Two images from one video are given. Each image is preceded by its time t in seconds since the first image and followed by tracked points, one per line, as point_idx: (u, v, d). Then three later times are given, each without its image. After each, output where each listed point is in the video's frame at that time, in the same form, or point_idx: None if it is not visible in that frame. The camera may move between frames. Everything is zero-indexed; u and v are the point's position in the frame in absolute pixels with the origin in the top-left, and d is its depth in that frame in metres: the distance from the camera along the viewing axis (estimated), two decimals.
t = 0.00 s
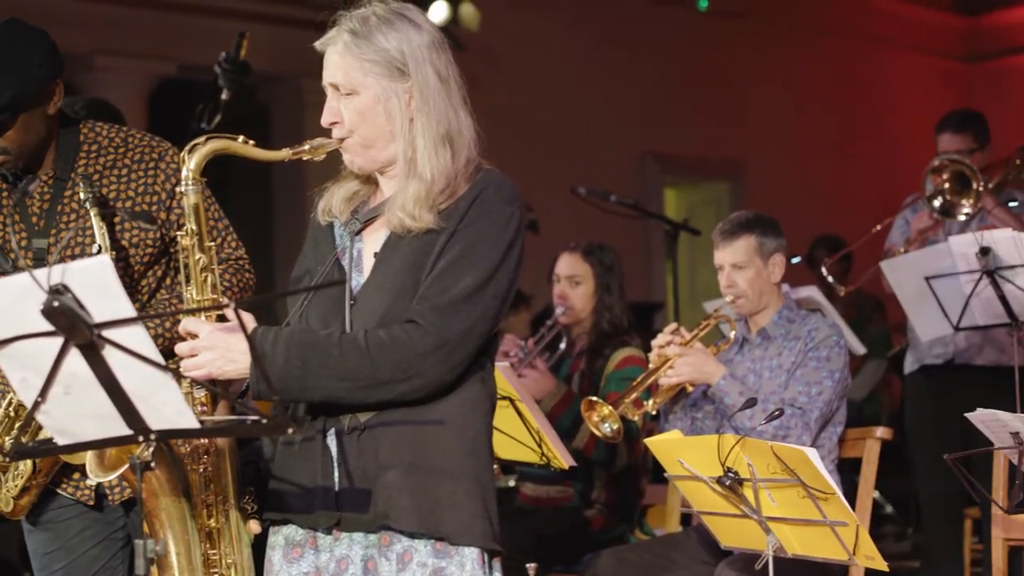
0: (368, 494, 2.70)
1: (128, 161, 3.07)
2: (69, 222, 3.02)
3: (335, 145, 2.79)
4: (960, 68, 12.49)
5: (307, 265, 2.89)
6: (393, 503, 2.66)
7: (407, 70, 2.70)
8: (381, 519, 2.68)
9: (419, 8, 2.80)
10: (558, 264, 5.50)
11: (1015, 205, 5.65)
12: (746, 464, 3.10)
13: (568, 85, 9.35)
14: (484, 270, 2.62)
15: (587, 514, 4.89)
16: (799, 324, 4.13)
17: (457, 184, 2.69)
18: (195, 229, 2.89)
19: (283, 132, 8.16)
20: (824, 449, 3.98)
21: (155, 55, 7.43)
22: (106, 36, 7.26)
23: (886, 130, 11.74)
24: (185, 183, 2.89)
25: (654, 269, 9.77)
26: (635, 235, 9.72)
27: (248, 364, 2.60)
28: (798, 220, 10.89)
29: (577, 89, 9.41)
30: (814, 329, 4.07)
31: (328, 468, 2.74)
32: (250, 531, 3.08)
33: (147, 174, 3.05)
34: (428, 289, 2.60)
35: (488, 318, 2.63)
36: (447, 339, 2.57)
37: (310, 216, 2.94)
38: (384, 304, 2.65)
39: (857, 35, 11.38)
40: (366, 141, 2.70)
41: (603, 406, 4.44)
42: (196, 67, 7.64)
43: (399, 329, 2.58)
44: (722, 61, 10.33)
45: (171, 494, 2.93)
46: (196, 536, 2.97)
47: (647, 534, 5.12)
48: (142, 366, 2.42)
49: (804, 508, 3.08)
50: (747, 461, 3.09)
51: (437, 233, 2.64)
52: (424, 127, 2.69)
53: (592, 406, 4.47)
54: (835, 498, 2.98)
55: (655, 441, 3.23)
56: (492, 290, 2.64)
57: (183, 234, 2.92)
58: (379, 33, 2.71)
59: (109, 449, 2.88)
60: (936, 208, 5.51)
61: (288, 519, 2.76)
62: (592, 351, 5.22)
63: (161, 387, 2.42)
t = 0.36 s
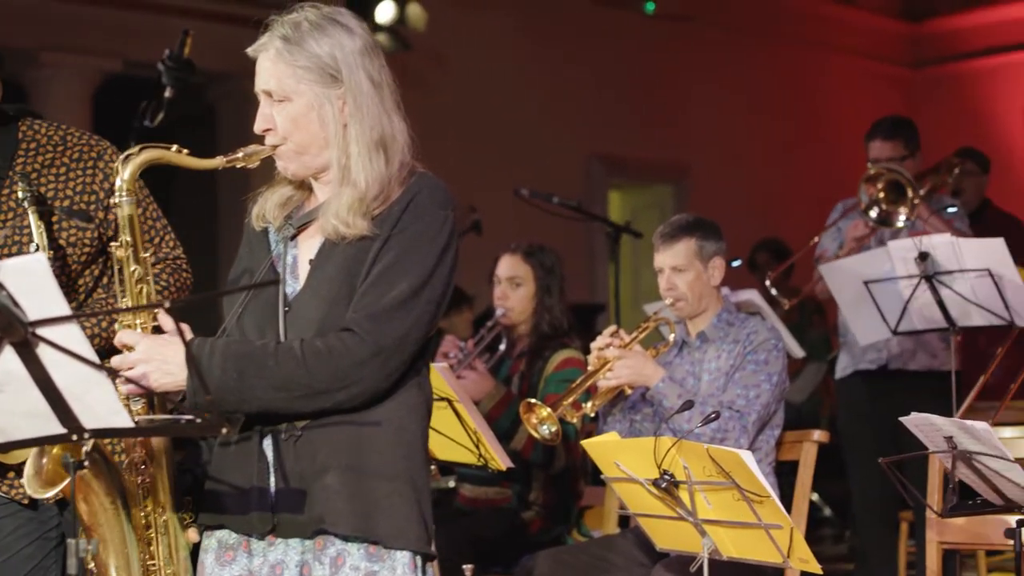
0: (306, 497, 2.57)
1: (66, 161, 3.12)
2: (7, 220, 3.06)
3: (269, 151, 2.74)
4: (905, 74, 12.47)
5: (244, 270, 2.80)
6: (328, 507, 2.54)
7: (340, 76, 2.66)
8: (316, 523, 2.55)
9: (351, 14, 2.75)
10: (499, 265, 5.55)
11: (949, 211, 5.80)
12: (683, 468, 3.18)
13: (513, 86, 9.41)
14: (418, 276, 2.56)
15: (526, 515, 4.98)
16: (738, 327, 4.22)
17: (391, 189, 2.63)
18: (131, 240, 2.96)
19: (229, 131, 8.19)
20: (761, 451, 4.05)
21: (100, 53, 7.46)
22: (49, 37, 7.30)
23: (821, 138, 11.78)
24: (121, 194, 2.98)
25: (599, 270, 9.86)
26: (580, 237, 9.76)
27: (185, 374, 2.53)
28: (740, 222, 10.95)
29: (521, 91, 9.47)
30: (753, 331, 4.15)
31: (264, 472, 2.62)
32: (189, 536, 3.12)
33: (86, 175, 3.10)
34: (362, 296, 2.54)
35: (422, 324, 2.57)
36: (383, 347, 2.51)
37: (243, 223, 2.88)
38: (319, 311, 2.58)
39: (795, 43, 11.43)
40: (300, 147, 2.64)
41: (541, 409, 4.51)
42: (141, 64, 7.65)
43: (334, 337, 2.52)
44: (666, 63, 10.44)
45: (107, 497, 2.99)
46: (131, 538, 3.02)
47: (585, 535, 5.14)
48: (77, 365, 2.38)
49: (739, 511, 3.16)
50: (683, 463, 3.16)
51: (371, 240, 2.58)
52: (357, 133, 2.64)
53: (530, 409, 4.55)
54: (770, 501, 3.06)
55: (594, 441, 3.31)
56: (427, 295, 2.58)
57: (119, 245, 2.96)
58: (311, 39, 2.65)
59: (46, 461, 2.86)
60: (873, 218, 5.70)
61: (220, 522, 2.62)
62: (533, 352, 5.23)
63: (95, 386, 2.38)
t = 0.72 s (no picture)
0: (235, 497, 2.51)
1: None
2: None
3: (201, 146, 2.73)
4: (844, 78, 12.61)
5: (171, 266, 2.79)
6: (251, 504, 2.49)
7: (273, 75, 2.64)
8: (242, 521, 2.50)
9: (287, 14, 2.74)
10: (436, 268, 5.65)
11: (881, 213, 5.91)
12: (617, 469, 3.57)
13: (451, 90, 9.50)
14: (339, 269, 2.55)
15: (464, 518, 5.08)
16: (674, 329, 4.44)
17: (317, 185, 2.63)
18: (56, 229, 3.07)
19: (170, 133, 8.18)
20: (698, 452, 4.32)
21: (40, 55, 7.43)
22: None
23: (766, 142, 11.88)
24: (47, 183, 3.07)
25: (540, 272, 10.01)
26: (520, 238, 9.94)
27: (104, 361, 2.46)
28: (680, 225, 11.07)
29: (460, 93, 9.57)
30: (689, 334, 4.38)
31: (186, 472, 2.56)
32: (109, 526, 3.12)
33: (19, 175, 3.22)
34: (283, 288, 2.52)
35: (343, 319, 2.55)
36: (301, 337, 2.49)
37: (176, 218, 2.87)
38: (241, 306, 2.56)
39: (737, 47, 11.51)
40: (229, 145, 2.62)
41: (478, 410, 4.61)
42: (82, 66, 7.63)
43: (252, 327, 2.49)
44: (607, 68, 10.53)
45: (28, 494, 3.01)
46: (51, 534, 3.03)
47: (523, 536, 5.31)
48: (8, 367, 2.35)
49: (674, 512, 3.56)
50: (618, 465, 3.55)
51: (292, 235, 2.57)
52: (286, 130, 2.63)
53: (468, 411, 4.64)
54: (704, 502, 3.45)
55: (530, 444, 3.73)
56: (347, 291, 2.56)
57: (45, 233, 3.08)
58: (245, 37, 2.64)
59: None
60: (808, 227, 5.75)
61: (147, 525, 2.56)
62: (471, 354, 5.36)
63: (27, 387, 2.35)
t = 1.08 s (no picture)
0: (169, 500, 2.45)
1: None
2: None
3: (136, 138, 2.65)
4: (784, 75, 12.76)
5: (101, 261, 2.72)
6: (186, 504, 2.44)
7: (211, 66, 2.57)
8: (178, 523, 2.45)
9: (227, 6, 2.67)
10: (374, 266, 5.59)
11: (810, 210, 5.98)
12: (555, 468, 3.55)
13: (389, 89, 9.45)
14: (275, 263, 2.49)
15: (402, 520, 5.05)
16: (613, 327, 4.43)
17: (253, 180, 2.56)
18: None
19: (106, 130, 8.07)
20: (638, 451, 4.32)
21: None
22: None
23: (704, 140, 11.92)
24: None
25: (480, 271, 9.98)
26: (461, 237, 9.91)
27: (31, 355, 2.39)
28: (620, 223, 11.08)
29: (399, 91, 9.51)
30: (629, 332, 4.38)
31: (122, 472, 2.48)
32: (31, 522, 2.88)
33: None
34: (216, 283, 2.46)
35: (277, 315, 2.49)
36: (232, 333, 2.43)
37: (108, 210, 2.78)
38: (173, 300, 2.50)
39: (676, 45, 11.56)
40: (166, 137, 2.56)
41: (415, 411, 4.57)
42: (14, 62, 7.49)
43: (183, 322, 2.43)
44: (546, 67, 10.51)
45: None
46: None
47: (462, 537, 5.27)
48: None
49: (612, 511, 3.55)
50: (556, 464, 3.54)
51: (228, 229, 2.50)
52: (224, 123, 2.57)
53: (405, 411, 4.60)
54: (642, 500, 3.44)
55: (465, 443, 3.72)
56: (281, 286, 2.50)
57: None
58: (185, 28, 2.57)
59: None
60: (747, 232, 5.75)
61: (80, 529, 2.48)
62: (407, 354, 5.31)
63: None
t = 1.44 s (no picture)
0: (110, 495, 2.41)
1: None
2: None
3: (70, 139, 2.56)
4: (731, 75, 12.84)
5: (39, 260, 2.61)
6: (126, 501, 2.38)
7: (144, 65, 2.50)
8: (117, 520, 2.39)
9: (157, 1, 2.58)
10: (314, 260, 5.52)
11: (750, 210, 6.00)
12: (497, 463, 3.53)
13: (330, 84, 9.36)
14: (217, 264, 2.44)
15: (341, 515, 5.01)
16: (557, 324, 4.41)
17: (191, 179, 2.50)
18: None
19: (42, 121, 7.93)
20: (580, 448, 4.32)
21: None
22: None
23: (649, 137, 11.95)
24: None
25: (423, 268, 9.94)
26: (403, 232, 9.87)
27: None
28: (564, 221, 11.08)
29: (342, 85, 9.44)
30: (572, 328, 4.37)
31: (63, 468, 2.42)
32: None
33: None
34: (158, 287, 2.40)
35: (222, 317, 2.45)
36: (179, 337, 2.38)
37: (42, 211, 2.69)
38: (113, 303, 2.43)
39: (619, 43, 11.59)
40: (100, 137, 2.48)
41: (356, 405, 4.51)
42: None
43: (130, 328, 2.38)
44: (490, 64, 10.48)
45: None
46: None
47: (402, 532, 5.21)
48: None
49: (554, 507, 3.54)
50: (498, 460, 3.51)
51: (167, 230, 2.44)
52: (159, 123, 2.50)
53: (346, 405, 4.53)
54: (584, 497, 3.43)
55: (406, 438, 3.69)
56: (225, 288, 2.45)
57: None
58: (115, 27, 2.49)
59: None
60: (693, 239, 5.78)
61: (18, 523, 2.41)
62: (349, 349, 5.29)
63: None
